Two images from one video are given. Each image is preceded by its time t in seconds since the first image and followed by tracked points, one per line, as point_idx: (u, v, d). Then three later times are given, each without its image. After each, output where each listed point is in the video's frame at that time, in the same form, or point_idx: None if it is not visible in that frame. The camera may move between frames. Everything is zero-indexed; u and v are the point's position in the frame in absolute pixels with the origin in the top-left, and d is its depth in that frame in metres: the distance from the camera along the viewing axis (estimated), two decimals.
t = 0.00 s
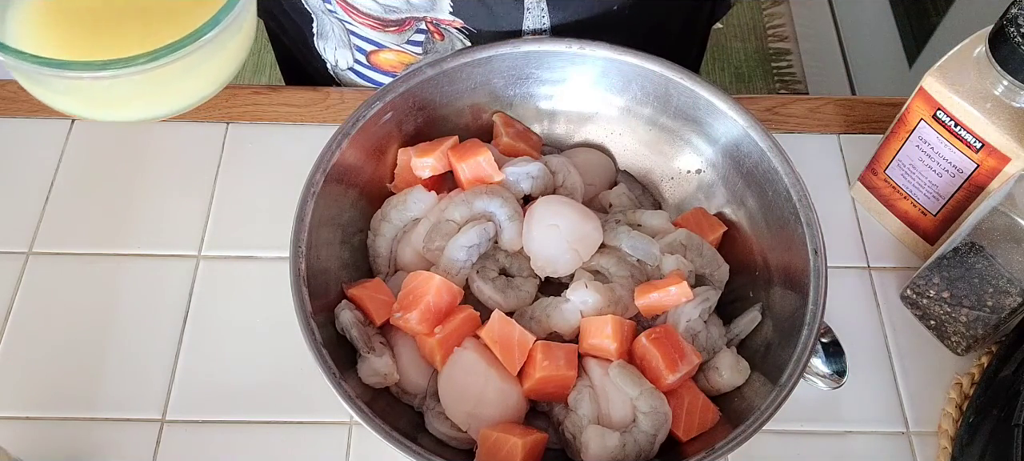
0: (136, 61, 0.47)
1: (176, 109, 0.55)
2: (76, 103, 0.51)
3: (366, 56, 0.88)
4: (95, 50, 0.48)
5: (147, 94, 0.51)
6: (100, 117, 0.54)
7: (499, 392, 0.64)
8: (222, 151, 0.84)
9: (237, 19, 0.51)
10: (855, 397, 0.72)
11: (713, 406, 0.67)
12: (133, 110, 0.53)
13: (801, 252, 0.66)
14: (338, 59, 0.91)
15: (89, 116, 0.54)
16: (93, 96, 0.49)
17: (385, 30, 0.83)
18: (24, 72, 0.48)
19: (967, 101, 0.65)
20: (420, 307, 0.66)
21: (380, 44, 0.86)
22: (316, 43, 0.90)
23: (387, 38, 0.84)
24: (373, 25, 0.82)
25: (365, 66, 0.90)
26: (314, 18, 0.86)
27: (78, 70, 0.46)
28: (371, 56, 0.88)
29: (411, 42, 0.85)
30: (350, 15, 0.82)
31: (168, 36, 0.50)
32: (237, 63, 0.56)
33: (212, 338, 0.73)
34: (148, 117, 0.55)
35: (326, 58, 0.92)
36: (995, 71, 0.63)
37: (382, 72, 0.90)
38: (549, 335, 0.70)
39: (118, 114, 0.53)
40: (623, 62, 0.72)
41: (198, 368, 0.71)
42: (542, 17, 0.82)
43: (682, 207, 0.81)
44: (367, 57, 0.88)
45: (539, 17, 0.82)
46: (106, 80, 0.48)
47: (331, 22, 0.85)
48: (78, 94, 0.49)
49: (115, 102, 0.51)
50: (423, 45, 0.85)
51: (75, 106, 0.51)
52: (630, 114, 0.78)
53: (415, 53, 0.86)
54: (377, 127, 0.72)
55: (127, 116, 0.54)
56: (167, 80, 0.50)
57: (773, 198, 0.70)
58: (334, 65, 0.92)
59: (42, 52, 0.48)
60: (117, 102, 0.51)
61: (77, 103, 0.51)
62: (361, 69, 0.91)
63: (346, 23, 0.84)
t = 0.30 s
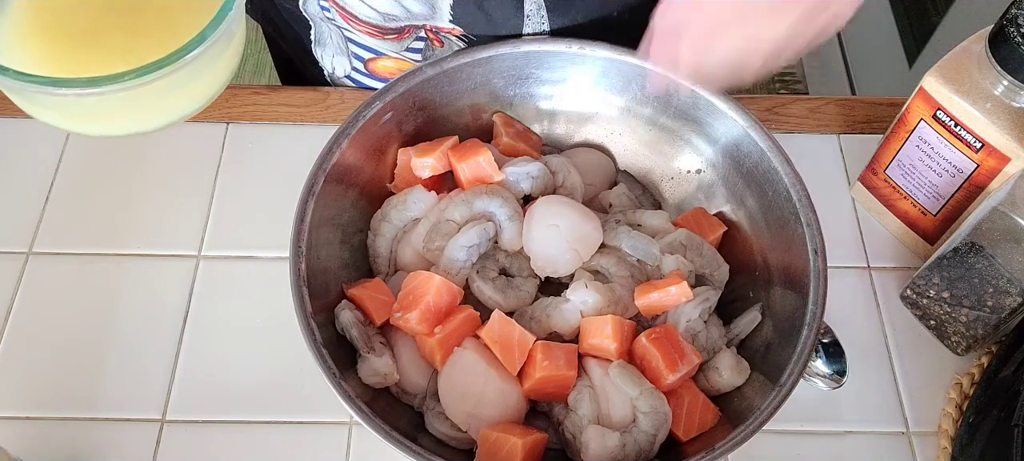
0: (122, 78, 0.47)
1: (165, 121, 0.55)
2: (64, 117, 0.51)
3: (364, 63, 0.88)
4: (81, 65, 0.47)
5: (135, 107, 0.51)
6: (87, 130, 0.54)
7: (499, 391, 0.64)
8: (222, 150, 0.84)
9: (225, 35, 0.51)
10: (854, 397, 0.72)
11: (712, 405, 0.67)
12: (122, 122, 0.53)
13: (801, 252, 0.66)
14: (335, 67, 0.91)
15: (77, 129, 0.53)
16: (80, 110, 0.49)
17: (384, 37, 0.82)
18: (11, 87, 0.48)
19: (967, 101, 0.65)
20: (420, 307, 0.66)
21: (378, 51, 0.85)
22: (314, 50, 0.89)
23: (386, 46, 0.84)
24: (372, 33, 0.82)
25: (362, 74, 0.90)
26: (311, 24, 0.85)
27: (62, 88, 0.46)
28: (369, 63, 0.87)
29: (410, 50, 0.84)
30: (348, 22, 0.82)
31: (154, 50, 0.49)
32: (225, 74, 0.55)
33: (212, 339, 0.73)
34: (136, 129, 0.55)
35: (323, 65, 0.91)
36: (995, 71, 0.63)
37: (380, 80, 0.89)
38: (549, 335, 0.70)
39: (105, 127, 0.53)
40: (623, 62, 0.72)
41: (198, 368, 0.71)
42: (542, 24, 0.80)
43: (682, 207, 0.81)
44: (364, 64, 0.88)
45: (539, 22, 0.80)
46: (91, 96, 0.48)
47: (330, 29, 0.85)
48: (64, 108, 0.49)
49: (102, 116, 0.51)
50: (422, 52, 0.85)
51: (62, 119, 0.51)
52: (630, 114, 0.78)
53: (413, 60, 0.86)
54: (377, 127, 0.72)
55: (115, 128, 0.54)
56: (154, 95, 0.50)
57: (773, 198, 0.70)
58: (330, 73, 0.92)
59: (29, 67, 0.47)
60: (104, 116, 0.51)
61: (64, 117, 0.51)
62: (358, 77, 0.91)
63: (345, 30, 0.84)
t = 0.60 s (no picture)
0: (136, 91, 0.47)
1: (176, 131, 0.55)
2: (76, 128, 0.51)
3: (363, 70, 0.87)
4: (89, 77, 0.48)
5: (145, 117, 0.51)
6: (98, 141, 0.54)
7: (499, 392, 0.64)
8: (222, 151, 0.84)
9: (237, 44, 0.51)
10: (855, 397, 0.72)
11: (712, 405, 0.67)
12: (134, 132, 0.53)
13: (801, 252, 0.66)
14: (333, 73, 0.90)
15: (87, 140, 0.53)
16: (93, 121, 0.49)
17: (383, 45, 0.82)
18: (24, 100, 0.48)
19: (967, 100, 0.65)
20: (420, 307, 0.66)
21: (377, 58, 0.85)
22: (312, 56, 0.89)
23: (387, 53, 0.84)
24: (371, 40, 0.82)
25: (361, 80, 0.89)
26: (310, 29, 0.85)
27: (75, 102, 0.46)
28: (368, 70, 0.87)
29: (411, 56, 0.84)
30: (348, 30, 0.81)
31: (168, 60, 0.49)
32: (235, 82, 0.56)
33: (212, 338, 0.73)
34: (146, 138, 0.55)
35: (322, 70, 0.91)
36: (995, 71, 0.63)
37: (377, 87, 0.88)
38: (549, 335, 0.70)
39: (117, 138, 0.53)
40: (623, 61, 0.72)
41: (198, 368, 0.71)
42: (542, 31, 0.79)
43: (682, 207, 0.81)
44: (363, 71, 0.88)
45: (539, 30, 0.78)
46: (101, 109, 0.48)
47: (329, 35, 0.84)
48: (77, 120, 0.49)
49: (114, 127, 0.51)
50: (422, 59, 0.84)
51: (74, 130, 0.51)
52: (631, 114, 0.78)
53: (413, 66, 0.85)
54: (377, 127, 0.72)
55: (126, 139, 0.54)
56: (166, 105, 0.50)
57: (772, 197, 0.70)
58: (328, 79, 0.91)
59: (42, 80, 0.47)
60: (116, 127, 0.51)
61: (76, 128, 0.50)
62: (356, 84, 0.90)
63: (344, 36, 0.83)
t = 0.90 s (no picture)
0: (136, 96, 0.47)
1: (176, 134, 0.55)
2: (76, 132, 0.51)
3: (362, 72, 0.88)
4: (90, 80, 0.48)
5: (145, 122, 0.51)
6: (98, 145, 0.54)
7: (499, 392, 0.64)
8: (222, 150, 0.84)
9: (237, 48, 0.51)
10: (855, 397, 0.72)
11: (712, 406, 0.67)
12: (135, 137, 0.53)
13: (801, 252, 0.66)
14: (332, 75, 0.90)
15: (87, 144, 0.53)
16: (94, 125, 0.49)
17: (383, 48, 0.82)
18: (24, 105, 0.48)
19: (967, 100, 0.65)
20: (420, 307, 0.66)
21: (377, 60, 0.85)
22: (312, 58, 0.89)
23: (387, 56, 0.84)
24: (371, 43, 0.82)
25: (360, 82, 0.90)
26: (310, 32, 0.86)
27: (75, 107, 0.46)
28: (368, 73, 0.87)
29: (411, 59, 0.84)
30: (348, 32, 0.82)
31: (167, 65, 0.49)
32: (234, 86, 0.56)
33: (212, 338, 0.73)
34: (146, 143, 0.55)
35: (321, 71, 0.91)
36: (995, 71, 0.63)
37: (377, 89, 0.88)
38: (549, 335, 0.70)
39: (117, 141, 0.53)
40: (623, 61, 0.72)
41: (199, 368, 0.71)
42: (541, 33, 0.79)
43: (682, 207, 0.81)
44: (362, 73, 0.88)
45: (539, 32, 0.79)
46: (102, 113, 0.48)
47: (329, 37, 0.85)
48: (78, 124, 0.49)
49: (114, 131, 0.51)
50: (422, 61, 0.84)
51: (74, 134, 0.51)
52: (631, 114, 0.78)
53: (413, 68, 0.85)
54: (378, 127, 0.72)
55: (127, 143, 0.54)
56: (166, 109, 0.50)
57: (772, 197, 0.70)
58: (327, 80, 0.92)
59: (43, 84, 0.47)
60: (116, 130, 0.51)
61: (77, 132, 0.51)
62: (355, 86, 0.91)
63: (344, 39, 0.84)
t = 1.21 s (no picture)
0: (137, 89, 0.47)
1: (173, 128, 0.56)
2: (73, 124, 0.51)
3: (364, 68, 0.86)
4: (90, 74, 0.48)
5: (144, 115, 0.51)
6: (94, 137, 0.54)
7: (499, 391, 0.64)
8: (222, 150, 0.84)
9: (235, 43, 0.51)
10: (854, 397, 0.72)
11: (712, 406, 0.67)
12: (133, 130, 0.53)
13: (801, 251, 0.66)
14: (334, 71, 0.88)
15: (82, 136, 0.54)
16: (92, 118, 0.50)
17: (384, 43, 0.81)
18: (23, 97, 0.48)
19: (967, 100, 0.65)
20: (420, 307, 0.66)
21: (379, 57, 0.84)
22: (313, 54, 0.87)
23: (388, 52, 0.82)
24: (373, 38, 0.80)
25: (362, 79, 0.88)
26: (311, 28, 0.83)
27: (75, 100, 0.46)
28: (369, 68, 0.86)
29: (412, 56, 0.83)
30: (349, 26, 0.80)
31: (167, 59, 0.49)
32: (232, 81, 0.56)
33: (212, 339, 0.73)
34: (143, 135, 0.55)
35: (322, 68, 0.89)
36: (995, 71, 0.63)
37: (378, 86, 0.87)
38: (549, 335, 0.70)
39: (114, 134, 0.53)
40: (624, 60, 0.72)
41: (199, 368, 0.71)
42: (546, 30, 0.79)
43: (682, 207, 0.81)
44: (363, 70, 0.86)
45: (541, 31, 0.79)
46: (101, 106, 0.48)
47: (330, 33, 0.83)
48: (76, 117, 0.49)
49: (112, 124, 0.51)
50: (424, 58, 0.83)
51: (71, 126, 0.51)
52: (631, 115, 0.78)
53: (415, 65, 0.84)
54: (378, 127, 0.72)
55: (123, 135, 0.54)
56: (165, 103, 0.51)
57: (772, 197, 0.70)
58: (329, 77, 0.89)
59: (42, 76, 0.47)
60: (114, 123, 0.51)
61: (74, 124, 0.51)
62: (357, 82, 0.89)
63: (345, 35, 0.82)
